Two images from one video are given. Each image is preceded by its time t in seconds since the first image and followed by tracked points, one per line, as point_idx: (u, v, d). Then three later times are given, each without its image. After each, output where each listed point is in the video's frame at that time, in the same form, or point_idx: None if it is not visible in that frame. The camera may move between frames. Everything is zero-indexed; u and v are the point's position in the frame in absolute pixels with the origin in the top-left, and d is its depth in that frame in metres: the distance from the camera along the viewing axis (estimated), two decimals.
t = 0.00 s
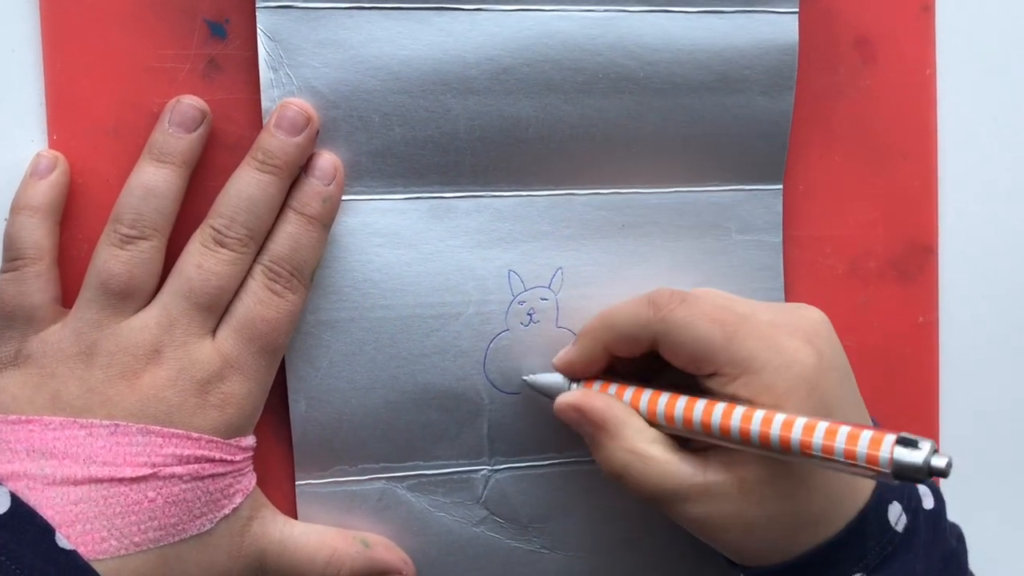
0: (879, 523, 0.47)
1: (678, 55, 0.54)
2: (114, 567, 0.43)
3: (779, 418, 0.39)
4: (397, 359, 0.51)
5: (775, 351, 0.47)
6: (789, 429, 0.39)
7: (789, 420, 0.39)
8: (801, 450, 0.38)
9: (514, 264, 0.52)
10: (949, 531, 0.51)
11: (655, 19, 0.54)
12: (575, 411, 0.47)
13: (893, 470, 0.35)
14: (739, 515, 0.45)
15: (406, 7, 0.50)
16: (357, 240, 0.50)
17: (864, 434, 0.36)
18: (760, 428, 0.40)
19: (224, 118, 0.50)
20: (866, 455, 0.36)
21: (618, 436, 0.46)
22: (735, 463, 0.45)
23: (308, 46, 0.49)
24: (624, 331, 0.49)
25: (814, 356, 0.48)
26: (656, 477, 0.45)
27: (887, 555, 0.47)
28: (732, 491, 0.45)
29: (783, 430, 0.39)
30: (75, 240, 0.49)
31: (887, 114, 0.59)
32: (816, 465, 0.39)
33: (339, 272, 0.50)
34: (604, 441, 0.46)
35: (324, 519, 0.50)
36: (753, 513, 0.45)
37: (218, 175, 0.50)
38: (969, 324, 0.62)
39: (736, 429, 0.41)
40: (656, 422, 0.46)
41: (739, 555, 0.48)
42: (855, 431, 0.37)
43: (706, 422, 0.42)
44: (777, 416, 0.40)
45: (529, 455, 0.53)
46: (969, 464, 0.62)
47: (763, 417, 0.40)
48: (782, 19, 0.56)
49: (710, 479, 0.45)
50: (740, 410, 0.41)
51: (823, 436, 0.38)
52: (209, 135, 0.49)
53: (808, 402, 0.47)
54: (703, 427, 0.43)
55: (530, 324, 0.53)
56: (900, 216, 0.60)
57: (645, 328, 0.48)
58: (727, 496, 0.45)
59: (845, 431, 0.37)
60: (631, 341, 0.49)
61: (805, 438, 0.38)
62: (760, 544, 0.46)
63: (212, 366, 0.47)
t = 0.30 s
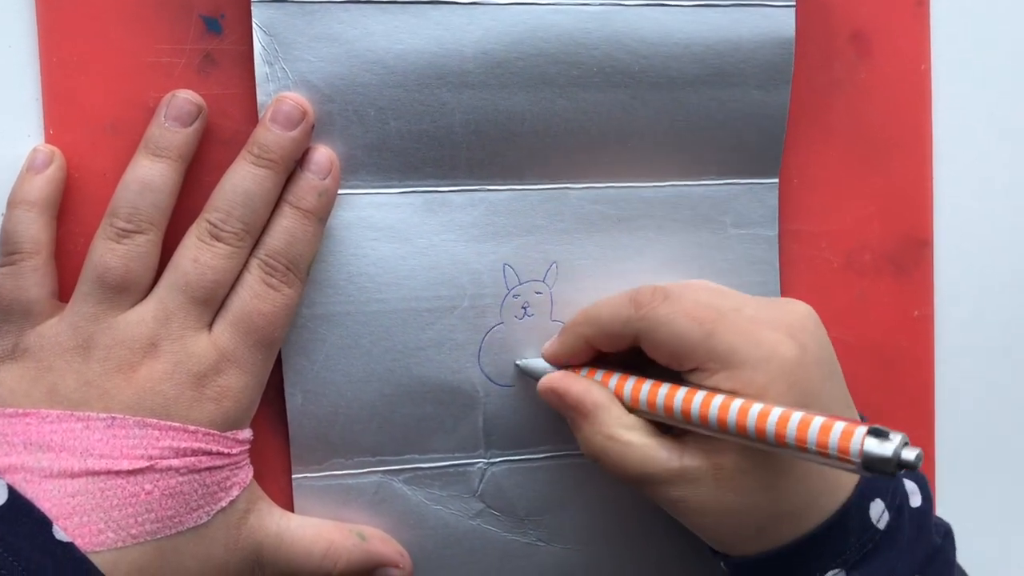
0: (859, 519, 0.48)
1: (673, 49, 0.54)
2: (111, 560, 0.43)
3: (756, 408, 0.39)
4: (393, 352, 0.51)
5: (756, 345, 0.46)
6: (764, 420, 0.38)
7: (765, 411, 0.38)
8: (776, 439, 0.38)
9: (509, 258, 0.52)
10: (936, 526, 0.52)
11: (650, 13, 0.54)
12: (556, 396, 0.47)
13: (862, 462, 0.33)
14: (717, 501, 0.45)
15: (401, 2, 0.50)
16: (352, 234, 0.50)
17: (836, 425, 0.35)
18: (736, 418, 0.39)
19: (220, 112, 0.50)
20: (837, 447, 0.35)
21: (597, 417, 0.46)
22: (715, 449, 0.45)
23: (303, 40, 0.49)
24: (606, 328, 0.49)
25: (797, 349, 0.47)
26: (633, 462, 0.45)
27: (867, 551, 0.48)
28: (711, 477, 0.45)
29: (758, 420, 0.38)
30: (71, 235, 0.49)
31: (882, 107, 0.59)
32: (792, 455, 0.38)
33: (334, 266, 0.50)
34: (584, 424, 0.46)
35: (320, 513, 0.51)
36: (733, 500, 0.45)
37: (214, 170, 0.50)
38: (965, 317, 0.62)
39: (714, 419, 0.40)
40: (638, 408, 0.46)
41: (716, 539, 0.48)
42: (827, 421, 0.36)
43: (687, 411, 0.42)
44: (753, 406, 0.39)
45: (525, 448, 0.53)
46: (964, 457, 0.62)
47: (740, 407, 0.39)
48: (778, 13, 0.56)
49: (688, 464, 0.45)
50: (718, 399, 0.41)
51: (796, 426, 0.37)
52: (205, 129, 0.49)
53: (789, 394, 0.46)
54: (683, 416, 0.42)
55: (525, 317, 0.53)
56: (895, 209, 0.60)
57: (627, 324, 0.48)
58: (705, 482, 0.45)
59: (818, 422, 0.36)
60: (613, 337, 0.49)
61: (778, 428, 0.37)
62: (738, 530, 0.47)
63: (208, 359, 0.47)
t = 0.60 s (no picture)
0: (860, 507, 0.48)
1: (668, 51, 0.55)
2: (111, 557, 0.43)
3: (750, 400, 0.39)
4: (391, 352, 0.51)
5: (746, 338, 0.47)
6: (759, 411, 0.38)
7: (759, 403, 0.38)
8: (771, 430, 0.37)
9: (506, 258, 0.53)
10: (933, 518, 0.52)
11: (646, 16, 0.54)
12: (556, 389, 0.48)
13: (856, 449, 0.33)
14: (714, 493, 0.46)
15: (397, 5, 0.51)
16: (350, 235, 0.51)
17: (830, 414, 0.35)
18: (731, 409, 0.39)
19: (219, 114, 0.50)
20: (831, 436, 0.34)
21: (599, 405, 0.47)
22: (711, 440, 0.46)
23: (301, 43, 0.49)
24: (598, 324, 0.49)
25: (787, 342, 0.48)
26: (630, 454, 0.46)
27: (868, 539, 0.48)
28: (707, 468, 0.46)
29: (753, 412, 0.38)
30: (72, 236, 0.49)
31: (875, 108, 0.60)
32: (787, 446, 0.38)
33: (332, 266, 0.50)
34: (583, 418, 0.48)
35: (318, 511, 0.51)
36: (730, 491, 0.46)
37: (213, 172, 0.50)
38: (959, 316, 0.62)
39: (710, 410, 0.40)
40: (634, 402, 0.46)
41: (715, 532, 0.48)
42: (822, 410, 0.35)
43: (683, 404, 0.42)
44: (748, 397, 0.39)
45: (522, 446, 0.54)
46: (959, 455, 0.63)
47: (735, 398, 0.39)
48: (771, 15, 0.56)
49: (685, 456, 0.46)
50: (714, 390, 0.41)
51: (790, 417, 0.36)
52: (204, 132, 0.50)
53: (781, 386, 0.46)
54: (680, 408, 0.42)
55: (521, 317, 0.53)
56: (889, 209, 0.60)
57: (619, 319, 0.49)
58: (701, 473, 0.46)
59: (812, 412, 0.36)
60: (606, 332, 0.49)
61: (773, 419, 0.37)
62: (736, 522, 0.47)
63: (208, 359, 0.48)
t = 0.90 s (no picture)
0: (868, 505, 0.48)
1: (665, 48, 0.55)
2: (112, 550, 0.44)
3: (790, 379, 0.39)
4: (390, 347, 0.51)
5: (787, 324, 0.47)
6: (799, 390, 0.38)
7: (800, 381, 0.39)
8: (812, 408, 0.38)
9: (505, 254, 0.53)
10: (933, 514, 0.52)
11: (644, 13, 0.55)
12: (607, 351, 0.47)
13: (901, 421, 0.34)
14: (738, 482, 0.45)
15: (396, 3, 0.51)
16: (350, 231, 0.51)
17: (871, 388, 0.35)
18: (772, 390, 0.40)
19: (220, 112, 0.51)
20: (874, 410, 0.35)
21: (642, 377, 0.46)
22: (747, 429, 0.45)
23: (301, 41, 0.50)
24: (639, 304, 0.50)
25: (826, 332, 0.48)
26: (665, 434, 0.45)
27: (873, 536, 0.48)
28: (737, 456, 0.45)
29: (793, 391, 0.39)
30: (74, 232, 0.50)
31: (872, 105, 0.60)
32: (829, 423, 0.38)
33: (332, 262, 0.51)
34: (623, 389, 0.46)
35: (319, 506, 0.51)
36: (755, 481, 0.45)
37: (213, 168, 0.51)
38: (957, 312, 0.62)
39: (750, 393, 0.41)
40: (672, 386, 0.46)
41: (729, 519, 0.48)
42: (863, 385, 0.36)
43: (722, 387, 0.43)
44: (788, 376, 0.39)
45: (521, 442, 0.54)
46: (956, 451, 0.63)
47: (775, 378, 0.40)
48: (768, 12, 0.57)
49: (718, 441, 0.45)
50: (753, 372, 0.41)
51: (831, 394, 0.37)
52: (205, 129, 0.50)
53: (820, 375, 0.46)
54: (719, 391, 0.43)
55: (521, 313, 0.54)
56: (887, 205, 0.61)
57: (661, 301, 0.49)
58: (732, 461, 0.45)
59: (853, 387, 0.36)
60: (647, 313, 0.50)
61: (814, 397, 0.38)
62: (752, 512, 0.47)
63: (208, 354, 0.48)
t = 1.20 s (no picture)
0: (862, 496, 0.48)
1: (664, 43, 0.55)
2: (113, 542, 0.44)
3: (769, 376, 0.39)
4: (390, 341, 0.52)
5: (765, 322, 0.47)
6: (776, 387, 0.38)
7: (778, 378, 0.38)
8: (790, 405, 0.37)
9: (504, 249, 0.53)
10: (931, 508, 0.52)
11: (642, 8, 0.55)
12: (585, 354, 0.48)
13: (874, 420, 0.33)
14: (721, 476, 0.46)
15: None
16: (350, 225, 0.51)
17: (845, 387, 0.34)
18: (749, 387, 0.39)
19: (219, 106, 0.51)
20: (848, 408, 0.34)
21: (621, 378, 0.47)
22: (727, 423, 0.45)
23: (300, 36, 0.50)
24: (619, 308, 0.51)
25: (805, 327, 0.47)
26: (644, 432, 0.46)
27: (868, 527, 0.48)
28: (719, 451, 0.45)
29: (771, 388, 0.38)
30: (74, 226, 0.50)
31: (870, 100, 0.60)
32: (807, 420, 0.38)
33: (332, 256, 0.51)
34: (603, 390, 0.47)
35: (318, 499, 0.52)
36: (740, 476, 0.46)
37: (213, 163, 0.51)
38: (954, 307, 0.63)
39: (728, 389, 0.41)
40: (656, 383, 0.47)
41: (717, 514, 0.48)
42: (838, 383, 0.35)
43: (703, 384, 0.43)
44: (766, 374, 0.39)
45: (520, 436, 0.54)
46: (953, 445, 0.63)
47: (754, 375, 0.40)
48: (766, 7, 0.57)
49: (699, 436, 0.46)
50: (733, 368, 0.41)
51: (807, 392, 0.36)
52: (204, 123, 0.50)
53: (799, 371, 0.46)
54: (700, 387, 0.43)
55: (519, 307, 0.54)
56: (884, 200, 0.61)
57: (639, 302, 0.50)
58: (714, 456, 0.46)
59: (828, 384, 0.35)
60: (627, 315, 0.51)
61: (791, 394, 0.37)
62: (740, 507, 0.47)
63: (208, 347, 0.48)
